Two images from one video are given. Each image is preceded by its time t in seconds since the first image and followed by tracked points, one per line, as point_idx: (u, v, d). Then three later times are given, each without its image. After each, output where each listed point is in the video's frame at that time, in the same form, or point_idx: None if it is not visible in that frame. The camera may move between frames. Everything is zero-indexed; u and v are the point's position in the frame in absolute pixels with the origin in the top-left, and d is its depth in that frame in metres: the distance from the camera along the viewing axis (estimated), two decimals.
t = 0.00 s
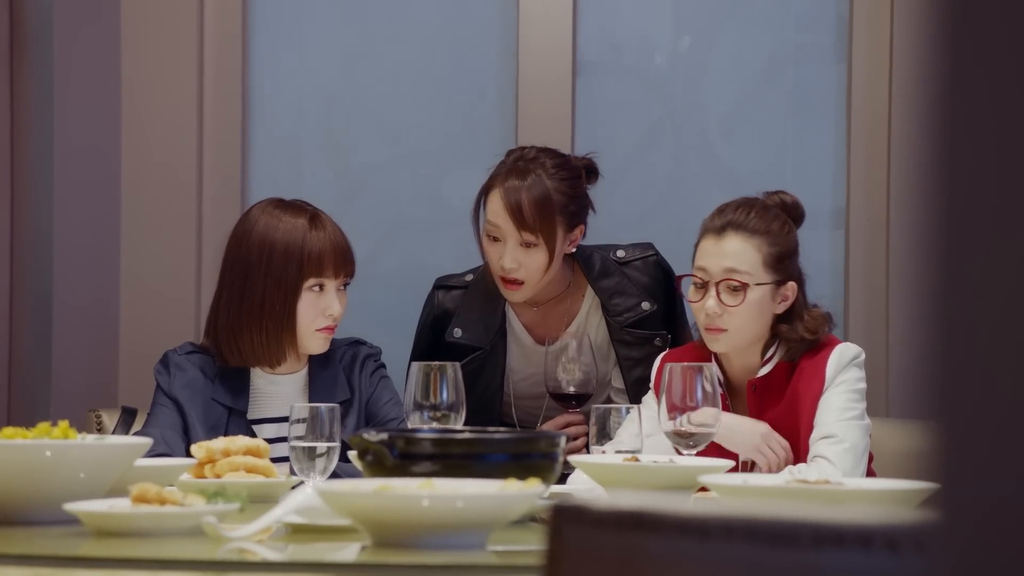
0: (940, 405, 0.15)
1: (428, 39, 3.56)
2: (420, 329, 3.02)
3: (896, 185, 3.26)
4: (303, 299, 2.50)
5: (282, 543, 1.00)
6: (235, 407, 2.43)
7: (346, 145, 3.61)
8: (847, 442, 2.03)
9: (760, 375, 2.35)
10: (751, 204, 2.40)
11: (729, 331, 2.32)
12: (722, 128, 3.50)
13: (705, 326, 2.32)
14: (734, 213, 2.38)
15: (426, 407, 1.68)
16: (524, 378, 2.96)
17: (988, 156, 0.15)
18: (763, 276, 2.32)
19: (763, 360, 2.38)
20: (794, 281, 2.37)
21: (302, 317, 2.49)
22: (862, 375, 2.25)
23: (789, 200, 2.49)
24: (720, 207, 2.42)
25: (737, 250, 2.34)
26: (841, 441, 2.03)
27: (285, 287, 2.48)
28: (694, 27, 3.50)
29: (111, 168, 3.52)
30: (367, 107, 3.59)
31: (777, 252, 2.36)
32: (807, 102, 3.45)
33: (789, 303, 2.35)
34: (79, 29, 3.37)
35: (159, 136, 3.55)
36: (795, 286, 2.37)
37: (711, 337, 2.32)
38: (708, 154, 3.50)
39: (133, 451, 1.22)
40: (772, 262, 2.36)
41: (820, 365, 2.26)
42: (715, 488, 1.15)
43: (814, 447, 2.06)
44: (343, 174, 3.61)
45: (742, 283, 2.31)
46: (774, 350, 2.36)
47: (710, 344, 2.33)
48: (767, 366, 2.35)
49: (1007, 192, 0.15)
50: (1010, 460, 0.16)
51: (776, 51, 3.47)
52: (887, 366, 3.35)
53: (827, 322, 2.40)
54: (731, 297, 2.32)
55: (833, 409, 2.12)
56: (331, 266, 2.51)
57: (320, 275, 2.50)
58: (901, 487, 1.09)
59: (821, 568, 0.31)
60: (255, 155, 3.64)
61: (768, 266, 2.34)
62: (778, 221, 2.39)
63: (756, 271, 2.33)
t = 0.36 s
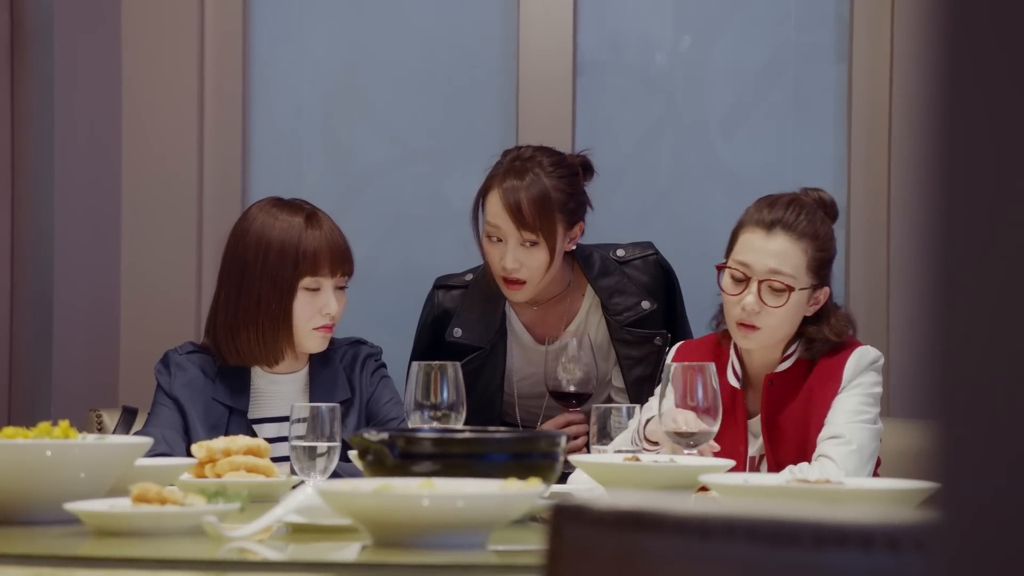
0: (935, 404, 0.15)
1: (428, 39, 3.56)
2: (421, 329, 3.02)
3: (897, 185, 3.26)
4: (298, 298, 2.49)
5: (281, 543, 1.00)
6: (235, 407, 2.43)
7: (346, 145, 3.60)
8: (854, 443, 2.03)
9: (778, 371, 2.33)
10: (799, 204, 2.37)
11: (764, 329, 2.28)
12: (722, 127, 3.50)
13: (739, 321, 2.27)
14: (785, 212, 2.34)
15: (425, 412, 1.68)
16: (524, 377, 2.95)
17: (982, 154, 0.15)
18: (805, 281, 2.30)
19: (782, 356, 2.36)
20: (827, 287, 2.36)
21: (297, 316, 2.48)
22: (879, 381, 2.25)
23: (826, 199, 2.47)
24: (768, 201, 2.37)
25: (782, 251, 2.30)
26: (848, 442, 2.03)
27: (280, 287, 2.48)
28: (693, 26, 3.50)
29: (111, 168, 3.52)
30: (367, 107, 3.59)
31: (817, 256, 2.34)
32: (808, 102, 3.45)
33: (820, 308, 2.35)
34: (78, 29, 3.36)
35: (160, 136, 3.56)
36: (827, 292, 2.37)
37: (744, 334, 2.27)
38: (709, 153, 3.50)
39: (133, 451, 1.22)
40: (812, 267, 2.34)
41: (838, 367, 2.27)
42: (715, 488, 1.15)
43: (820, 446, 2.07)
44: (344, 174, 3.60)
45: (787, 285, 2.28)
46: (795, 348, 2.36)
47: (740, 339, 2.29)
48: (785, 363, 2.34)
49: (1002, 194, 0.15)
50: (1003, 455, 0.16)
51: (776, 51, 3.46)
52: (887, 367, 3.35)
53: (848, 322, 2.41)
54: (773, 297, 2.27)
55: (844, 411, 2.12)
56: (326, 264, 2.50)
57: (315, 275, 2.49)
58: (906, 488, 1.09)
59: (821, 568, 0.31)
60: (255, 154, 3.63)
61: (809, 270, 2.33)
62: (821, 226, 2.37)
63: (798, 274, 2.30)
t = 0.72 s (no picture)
0: (935, 398, 0.15)
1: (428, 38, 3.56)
2: (421, 329, 3.02)
3: (896, 186, 3.27)
4: (274, 297, 2.48)
5: (281, 543, 1.00)
6: (237, 407, 2.43)
7: (346, 145, 3.60)
8: (864, 446, 2.07)
9: (803, 364, 2.33)
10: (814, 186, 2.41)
11: (789, 312, 2.31)
12: (722, 128, 3.49)
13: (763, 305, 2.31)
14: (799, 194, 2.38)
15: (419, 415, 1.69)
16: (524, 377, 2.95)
17: (985, 150, 0.15)
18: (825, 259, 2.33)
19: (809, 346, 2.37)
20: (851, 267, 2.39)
21: (274, 315, 2.47)
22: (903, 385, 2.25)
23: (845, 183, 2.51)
24: (782, 188, 2.42)
25: (800, 232, 2.34)
26: (858, 445, 2.07)
27: (253, 287, 2.48)
28: (693, 26, 3.50)
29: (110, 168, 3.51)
30: (367, 107, 3.59)
31: (838, 236, 2.38)
32: (807, 102, 3.45)
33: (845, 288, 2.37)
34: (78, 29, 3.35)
35: (159, 136, 3.56)
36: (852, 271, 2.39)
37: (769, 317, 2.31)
38: (708, 154, 3.50)
39: (133, 451, 1.22)
40: (834, 246, 2.37)
41: (863, 365, 2.27)
42: (715, 489, 1.15)
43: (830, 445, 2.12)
44: (343, 175, 3.60)
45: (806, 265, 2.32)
46: (823, 338, 2.37)
47: (767, 324, 2.32)
48: (812, 355, 2.34)
49: (1002, 193, 0.15)
50: (998, 451, 0.16)
51: (776, 51, 3.46)
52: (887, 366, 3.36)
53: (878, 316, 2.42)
54: (794, 278, 2.32)
55: (859, 414, 2.16)
56: (297, 260, 2.47)
57: (285, 273, 2.47)
58: (910, 489, 1.09)
59: (822, 566, 0.31)
60: (254, 153, 3.63)
61: (830, 249, 2.36)
62: (840, 206, 2.40)
63: (818, 254, 2.34)
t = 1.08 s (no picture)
0: (931, 400, 0.15)
1: (427, 37, 3.56)
2: (420, 329, 3.03)
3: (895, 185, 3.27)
4: (258, 297, 2.49)
5: (280, 543, 1.00)
6: (238, 407, 2.44)
7: (343, 146, 3.60)
8: (872, 450, 2.10)
9: (819, 358, 2.34)
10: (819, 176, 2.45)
11: (795, 297, 2.33)
12: (720, 127, 3.49)
13: (770, 292, 2.35)
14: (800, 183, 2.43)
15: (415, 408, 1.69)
16: (524, 376, 2.95)
17: (983, 151, 0.14)
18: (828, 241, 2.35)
19: (827, 340, 2.38)
20: (861, 250, 2.39)
21: (261, 315, 2.48)
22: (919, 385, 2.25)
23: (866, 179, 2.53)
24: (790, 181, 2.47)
25: (804, 217, 2.37)
26: (864, 446, 2.10)
27: (236, 290, 2.51)
28: (691, 25, 3.50)
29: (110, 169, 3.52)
30: (365, 108, 3.58)
31: (846, 219, 2.38)
32: (806, 102, 3.45)
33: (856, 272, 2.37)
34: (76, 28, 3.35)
35: (159, 137, 3.55)
36: (863, 255, 2.39)
37: (776, 304, 2.34)
38: (707, 152, 3.50)
39: (132, 451, 1.22)
40: (840, 230, 2.38)
41: (880, 365, 2.27)
42: (715, 488, 1.14)
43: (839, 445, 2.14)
44: (342, 174, 3.60)
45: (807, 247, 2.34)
46: (840, 332, 2.36)
47: (777, 312, 2.35)
48: (828, 350, 2.34)
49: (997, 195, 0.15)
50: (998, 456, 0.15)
51: (775, 50, 3.46)
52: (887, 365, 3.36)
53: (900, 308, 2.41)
54: (795, 262, 2.34)
55: (871, 414, 2.17)
56: (277, 258, 2.49)
57: (266, 272, 2.48)
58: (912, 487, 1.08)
59: (820, 566, 0.31)
60: (253, 153, 3.63)
61: (835, 232, 2.37)
62: (847, 191, 2.42)
63: (822, 236, 2.35)
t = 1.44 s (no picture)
0: (927, 398, 0.14)
1: (418, 36, 3.55)
2: (409, 330, 3.02)
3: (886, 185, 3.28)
4: (246, 297, 2.49)
5: (271, 543, 1.00)
6: (229, 404, 2.43)
7: (334, 145, 3.59)
8: (865, 451, 2.11)
9: (811, 356, 2.35)
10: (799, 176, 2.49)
11: (768, 292, 2.36)
12: (711, 126, 3.50)
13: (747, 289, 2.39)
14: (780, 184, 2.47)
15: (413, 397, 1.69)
16: (513, 375, 2.95)
17: (981, 150, 0.14)
18: (797, 233, 2.37)
19: (817, 339, 2.39)
20: (836, 242, 2.39)
21: (250, 315, 2.48)
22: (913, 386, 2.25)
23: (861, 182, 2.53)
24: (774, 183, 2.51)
25: (778, 212, 2.40)
26: (856, 446, 2.11)
27: (225, 289, 2.50)
28: (682, 25, 3.50)
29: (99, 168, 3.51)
30: (355, 108, 3.58)
31: (819, 212, 2.40)
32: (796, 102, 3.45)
33: (831, 264, 2.38)
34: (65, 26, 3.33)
35: (148, 136, 3.54)
36: (838, 246, 2.39)
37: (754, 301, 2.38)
38: (698, 152, 3.50)
39: (122, 452, 1.21)
40: (813, 223, 2.39)
41: (873, 366, 2.26)
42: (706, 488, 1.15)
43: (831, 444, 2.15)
44: (332, 174, 3.59)
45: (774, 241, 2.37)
46: (830, 333, 2.38)
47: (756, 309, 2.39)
48: (820, 349, 2.36)
49: (993, 192, 0.14)
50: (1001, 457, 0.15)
51: (766, 50, 3.47)
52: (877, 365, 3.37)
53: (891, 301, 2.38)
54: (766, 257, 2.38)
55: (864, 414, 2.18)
56: (264, 258, 2.47)
57: (254, 271, 2.47)
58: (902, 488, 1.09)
59: (809, 565, 0.32)
60: (244, 152, 3.62)
61: (806, 225, 2.38)
62: (822, 185, 2.44)
63: (794, 230, 2.37)
